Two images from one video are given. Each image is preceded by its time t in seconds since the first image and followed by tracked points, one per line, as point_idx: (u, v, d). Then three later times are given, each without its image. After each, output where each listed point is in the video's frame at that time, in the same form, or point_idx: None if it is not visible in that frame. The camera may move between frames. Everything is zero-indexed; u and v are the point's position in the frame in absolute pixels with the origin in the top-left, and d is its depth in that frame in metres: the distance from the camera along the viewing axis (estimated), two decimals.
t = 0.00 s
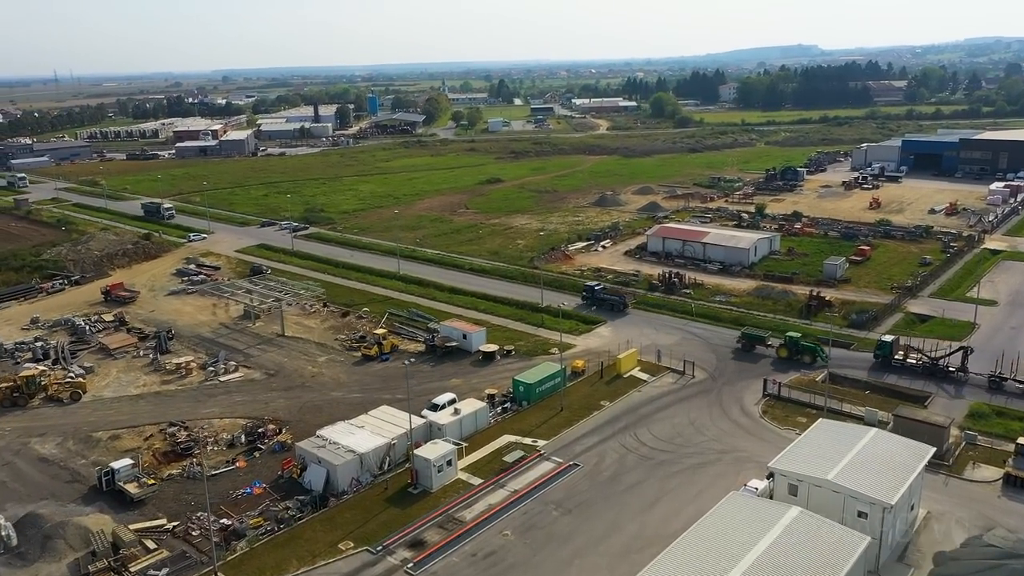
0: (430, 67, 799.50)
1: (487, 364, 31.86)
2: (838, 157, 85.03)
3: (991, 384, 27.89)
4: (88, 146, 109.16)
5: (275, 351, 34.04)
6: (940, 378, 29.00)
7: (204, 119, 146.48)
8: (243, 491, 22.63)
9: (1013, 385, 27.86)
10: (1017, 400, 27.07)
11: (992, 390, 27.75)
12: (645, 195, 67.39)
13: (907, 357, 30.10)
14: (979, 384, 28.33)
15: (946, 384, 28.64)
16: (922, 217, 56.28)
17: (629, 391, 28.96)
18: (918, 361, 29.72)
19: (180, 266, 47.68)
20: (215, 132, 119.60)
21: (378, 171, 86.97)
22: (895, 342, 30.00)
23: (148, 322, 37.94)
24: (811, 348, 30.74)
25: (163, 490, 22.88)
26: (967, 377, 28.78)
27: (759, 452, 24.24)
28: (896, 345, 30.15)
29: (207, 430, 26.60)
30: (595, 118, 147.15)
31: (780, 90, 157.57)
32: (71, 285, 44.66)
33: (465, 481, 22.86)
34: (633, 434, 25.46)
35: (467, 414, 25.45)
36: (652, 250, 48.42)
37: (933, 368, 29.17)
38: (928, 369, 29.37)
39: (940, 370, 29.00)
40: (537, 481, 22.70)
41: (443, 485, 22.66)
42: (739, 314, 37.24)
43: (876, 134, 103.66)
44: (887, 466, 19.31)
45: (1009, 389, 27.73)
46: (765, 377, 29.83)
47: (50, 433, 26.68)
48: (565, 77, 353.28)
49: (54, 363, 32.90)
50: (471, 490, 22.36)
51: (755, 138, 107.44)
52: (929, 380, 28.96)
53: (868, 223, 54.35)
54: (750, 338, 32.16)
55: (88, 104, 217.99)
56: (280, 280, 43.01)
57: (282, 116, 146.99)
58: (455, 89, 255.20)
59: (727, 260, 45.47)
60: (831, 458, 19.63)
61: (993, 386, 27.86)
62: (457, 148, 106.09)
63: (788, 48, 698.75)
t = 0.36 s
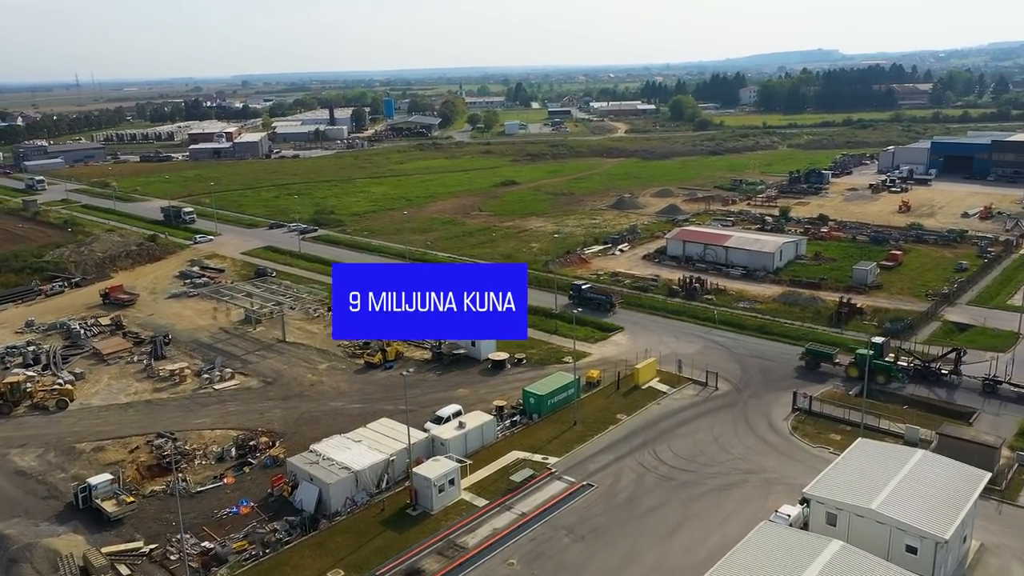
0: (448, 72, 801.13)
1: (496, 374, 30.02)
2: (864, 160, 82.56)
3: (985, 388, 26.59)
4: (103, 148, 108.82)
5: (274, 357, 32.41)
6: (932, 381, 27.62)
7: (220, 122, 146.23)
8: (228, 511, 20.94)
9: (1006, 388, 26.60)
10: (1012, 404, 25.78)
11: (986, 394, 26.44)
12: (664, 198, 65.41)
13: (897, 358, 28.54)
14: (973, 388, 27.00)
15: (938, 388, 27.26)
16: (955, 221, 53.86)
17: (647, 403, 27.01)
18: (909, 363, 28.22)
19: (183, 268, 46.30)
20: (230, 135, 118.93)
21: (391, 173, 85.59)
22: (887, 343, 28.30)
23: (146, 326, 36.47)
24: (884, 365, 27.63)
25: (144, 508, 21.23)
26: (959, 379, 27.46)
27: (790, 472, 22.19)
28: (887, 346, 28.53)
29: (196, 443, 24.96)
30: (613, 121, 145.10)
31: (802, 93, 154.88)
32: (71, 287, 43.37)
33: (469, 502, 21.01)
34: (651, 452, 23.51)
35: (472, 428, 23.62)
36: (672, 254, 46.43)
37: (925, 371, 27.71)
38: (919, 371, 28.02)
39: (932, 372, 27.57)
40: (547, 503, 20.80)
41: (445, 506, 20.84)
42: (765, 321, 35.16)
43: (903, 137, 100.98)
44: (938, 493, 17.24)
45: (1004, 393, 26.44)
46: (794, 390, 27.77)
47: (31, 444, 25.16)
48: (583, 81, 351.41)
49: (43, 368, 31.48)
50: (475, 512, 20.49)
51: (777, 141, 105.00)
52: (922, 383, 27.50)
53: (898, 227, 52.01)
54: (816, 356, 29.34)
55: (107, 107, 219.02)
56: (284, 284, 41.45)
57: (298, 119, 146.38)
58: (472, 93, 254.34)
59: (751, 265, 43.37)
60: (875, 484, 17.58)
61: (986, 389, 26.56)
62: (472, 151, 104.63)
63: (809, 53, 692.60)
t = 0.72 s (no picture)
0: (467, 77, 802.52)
1: (505, 385, 28.10)
2: (892, 163, 79.93)
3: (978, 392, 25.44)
4: (117, 151, 108.28)
5: (272, 365, 30.68)
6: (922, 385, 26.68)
7: (236, 125, 145.75)
8: (208, 534, 19.16)
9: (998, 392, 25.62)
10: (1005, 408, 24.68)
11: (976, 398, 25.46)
12: (685, 201, 63.31)
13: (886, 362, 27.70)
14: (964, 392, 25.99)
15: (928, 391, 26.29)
16: (992, 226, 51.32)
17: (668, 419, 24.96)
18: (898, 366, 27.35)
19: (186, 271, 44.79)
20: (245, 137, 118.14)
21: (405, 176, 84.08)
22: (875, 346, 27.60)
23: (141, 332, 34.94)
24: (980, 393, 23.88)
25: (117, 530, 19.50)
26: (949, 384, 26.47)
27: (826, 499, 20.04)
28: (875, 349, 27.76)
29: (182, 457, 23.25)
30: (632, 125, 142.94)
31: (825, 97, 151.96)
32: (70, 290, 42.03)
33: (471, 528, 19.08)
34: (673, 473, 21.49)
35: (477, 445, 21.71)
36: (693, 258, 44.35)
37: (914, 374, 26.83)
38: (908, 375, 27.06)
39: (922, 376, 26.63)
40: (557, 531, 18.81)
41: (445, 532, 18.92)
42: (793, 330, 32.99)
43: (931, 140, 98.10)
44: (1003, 530, 15.06)
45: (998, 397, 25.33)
46: (827, 405, 25.63)
47: (7, 456, 23.58)
48: (603, 86, 349.32)
49: (31, 374, 29.97)
50: (478, 539, 18.56)
51: (801, 144, 102.41)
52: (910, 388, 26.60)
53: (932, 231, 49.58)
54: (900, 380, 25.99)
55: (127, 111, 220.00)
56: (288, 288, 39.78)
57: (314, 122, 145.49)
58: (490, 97, 253.20)
59: (777, 270, 41.17)
60: (929, 519, 15.44)
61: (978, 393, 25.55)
62: (488, 153, 102.99)
63: (831, 58, 685.90)
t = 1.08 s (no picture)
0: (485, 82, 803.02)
1: (514, 396, 26.25)
2: (920, 167, 77.35)
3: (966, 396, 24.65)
4: (131, 153, 107.67)
5: (270, 373, 29.01)
6: (909, 389, 25.92)
7: (251, 128, 145.12)
8: (184, 560, 17.46)
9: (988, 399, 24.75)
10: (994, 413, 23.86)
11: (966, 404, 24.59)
12: (705, 204, 61.23)
13: (873, 366, 27.02)
14: (952, 398, 25.10)
15: (914, 395, 25.51)
16: None
17: (689, 435, 23.02)
18: (886, 369, 26.64)
19: (188, 273, 43.37)
20: (259, 140, 117.21)
21: (418, 178, 82.55)
22: (862, 348, 27.03)
23: (136, 336, 33.47)
24: None
25: (86, 553, 17.85)
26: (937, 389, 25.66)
27: (867, 528, 18.04)
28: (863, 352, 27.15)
29: (164, 473, 21.60)
30: (650, 128, 140.74)
31: (847, 100, 148.92)
32: (68, 291, 40.71)
33: (472, 556, 17.25)
34: (695, 496, 19.57)
35: (481, 463, 19.87)
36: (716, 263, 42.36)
37: (902, 377, 26.10)
38: (896, 378, 26.34)
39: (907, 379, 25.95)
40: (568, 561, 16.95)
41: (444, 561, 17.11)
42: (824, 339, 30.91)
43: (959, 143, 95.28)
44: None
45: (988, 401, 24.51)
46: (863, 422, 23.58)
47: None
48: (621, 90, 347.00)
49: (17, 380, 28.53)
50: (479, 570, 16.72)
51: (824, 148, 99.87)
52: (895, 391, 25.87)
53: (967, 236, 47.22)
54: (1001, 408, 22.51)
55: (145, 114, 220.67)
56: (292, 292, 38.21)
57: (329, 125, 144.53)
58: (507, 101, 251.88)
59: (804, 276, 39.06)
60: (992, 559, 13.43)
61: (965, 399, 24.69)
62: (504, 156, 101.31)
63: (853, 63, 679.21)
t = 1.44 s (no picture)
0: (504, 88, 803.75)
1: (525, 410, 24.30)
2: (952, 171, 74.62)
3: (954, 400, 23.60)
4: (146, 155, 107.05)
5: (266, 382, 27.28)
6: (894, 392, 24.89)
7: (267, 131, 144.37)
8: None
9: (976, 403, 23.67)
10: (983, 418, 22.78)
11: (953, 407, 23.51)
12: (728, 208, 59.05)
13: (858, 368, 26.06)
14: (939, 401, 24.03)
15: (899, 398, 24.48)
16: None
17: (716, 456, 20.95)
18: (871, 371, 25.67)
19: (191, 276, 41.91)
20: (274, 142, 116.28)
21: (433, 181, 80.91)
22: (847, 349, 26.16)
23: (130, 341, 31.93)
24: None
25: None
26: (923, 392, 24.61)
27: (920, 567, 15.92)
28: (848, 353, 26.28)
29: (143, 491, 19.87)
30: (670, 132, 138.45)
31: (873, 105, 145.71)
32: (66, 294, 39.33)
33: None
34: (723, 527, 17.52)
35: (485, 487, 18.01)
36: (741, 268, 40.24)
37: (888, 380, 25.11)
38: (881, 381, 25.31)
39: (892, 381, 24.95)
40: None
41: None
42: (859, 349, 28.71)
43: (991, 147, 92.21)
44: None
45: (975, 406, 23.48)
46: (907, 442, 21.44)
47: None
48: (641, 95, 344.37)
49: None
50: None
51: (850, 152, 97.17)
52: (880, 394, 24.87)
53: (1006, 242, 44.74)
54: None
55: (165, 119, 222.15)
56: (295, 295, 36.53)
57: (346, 128, 143.49)
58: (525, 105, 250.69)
59: (835, 283, 36.79)
60: None
61: (952, 402, 23.66)
62: (521, 160, 99.57)
63: (876, 69, 671.33)
